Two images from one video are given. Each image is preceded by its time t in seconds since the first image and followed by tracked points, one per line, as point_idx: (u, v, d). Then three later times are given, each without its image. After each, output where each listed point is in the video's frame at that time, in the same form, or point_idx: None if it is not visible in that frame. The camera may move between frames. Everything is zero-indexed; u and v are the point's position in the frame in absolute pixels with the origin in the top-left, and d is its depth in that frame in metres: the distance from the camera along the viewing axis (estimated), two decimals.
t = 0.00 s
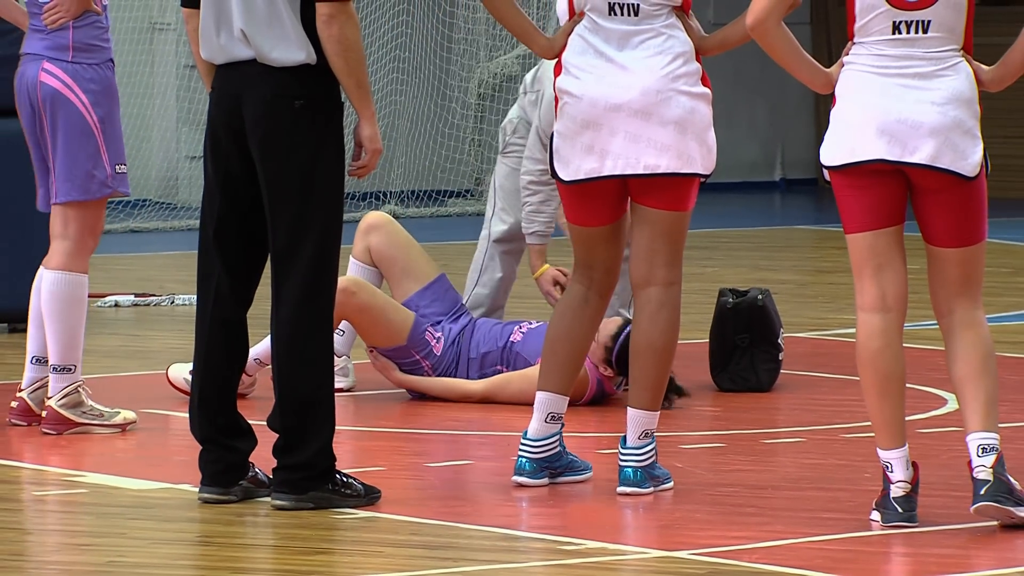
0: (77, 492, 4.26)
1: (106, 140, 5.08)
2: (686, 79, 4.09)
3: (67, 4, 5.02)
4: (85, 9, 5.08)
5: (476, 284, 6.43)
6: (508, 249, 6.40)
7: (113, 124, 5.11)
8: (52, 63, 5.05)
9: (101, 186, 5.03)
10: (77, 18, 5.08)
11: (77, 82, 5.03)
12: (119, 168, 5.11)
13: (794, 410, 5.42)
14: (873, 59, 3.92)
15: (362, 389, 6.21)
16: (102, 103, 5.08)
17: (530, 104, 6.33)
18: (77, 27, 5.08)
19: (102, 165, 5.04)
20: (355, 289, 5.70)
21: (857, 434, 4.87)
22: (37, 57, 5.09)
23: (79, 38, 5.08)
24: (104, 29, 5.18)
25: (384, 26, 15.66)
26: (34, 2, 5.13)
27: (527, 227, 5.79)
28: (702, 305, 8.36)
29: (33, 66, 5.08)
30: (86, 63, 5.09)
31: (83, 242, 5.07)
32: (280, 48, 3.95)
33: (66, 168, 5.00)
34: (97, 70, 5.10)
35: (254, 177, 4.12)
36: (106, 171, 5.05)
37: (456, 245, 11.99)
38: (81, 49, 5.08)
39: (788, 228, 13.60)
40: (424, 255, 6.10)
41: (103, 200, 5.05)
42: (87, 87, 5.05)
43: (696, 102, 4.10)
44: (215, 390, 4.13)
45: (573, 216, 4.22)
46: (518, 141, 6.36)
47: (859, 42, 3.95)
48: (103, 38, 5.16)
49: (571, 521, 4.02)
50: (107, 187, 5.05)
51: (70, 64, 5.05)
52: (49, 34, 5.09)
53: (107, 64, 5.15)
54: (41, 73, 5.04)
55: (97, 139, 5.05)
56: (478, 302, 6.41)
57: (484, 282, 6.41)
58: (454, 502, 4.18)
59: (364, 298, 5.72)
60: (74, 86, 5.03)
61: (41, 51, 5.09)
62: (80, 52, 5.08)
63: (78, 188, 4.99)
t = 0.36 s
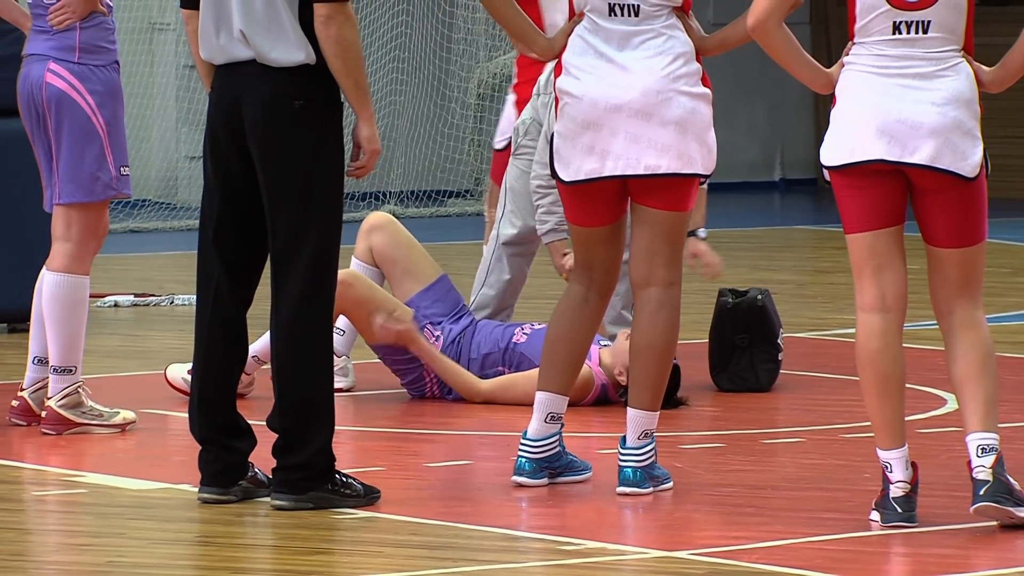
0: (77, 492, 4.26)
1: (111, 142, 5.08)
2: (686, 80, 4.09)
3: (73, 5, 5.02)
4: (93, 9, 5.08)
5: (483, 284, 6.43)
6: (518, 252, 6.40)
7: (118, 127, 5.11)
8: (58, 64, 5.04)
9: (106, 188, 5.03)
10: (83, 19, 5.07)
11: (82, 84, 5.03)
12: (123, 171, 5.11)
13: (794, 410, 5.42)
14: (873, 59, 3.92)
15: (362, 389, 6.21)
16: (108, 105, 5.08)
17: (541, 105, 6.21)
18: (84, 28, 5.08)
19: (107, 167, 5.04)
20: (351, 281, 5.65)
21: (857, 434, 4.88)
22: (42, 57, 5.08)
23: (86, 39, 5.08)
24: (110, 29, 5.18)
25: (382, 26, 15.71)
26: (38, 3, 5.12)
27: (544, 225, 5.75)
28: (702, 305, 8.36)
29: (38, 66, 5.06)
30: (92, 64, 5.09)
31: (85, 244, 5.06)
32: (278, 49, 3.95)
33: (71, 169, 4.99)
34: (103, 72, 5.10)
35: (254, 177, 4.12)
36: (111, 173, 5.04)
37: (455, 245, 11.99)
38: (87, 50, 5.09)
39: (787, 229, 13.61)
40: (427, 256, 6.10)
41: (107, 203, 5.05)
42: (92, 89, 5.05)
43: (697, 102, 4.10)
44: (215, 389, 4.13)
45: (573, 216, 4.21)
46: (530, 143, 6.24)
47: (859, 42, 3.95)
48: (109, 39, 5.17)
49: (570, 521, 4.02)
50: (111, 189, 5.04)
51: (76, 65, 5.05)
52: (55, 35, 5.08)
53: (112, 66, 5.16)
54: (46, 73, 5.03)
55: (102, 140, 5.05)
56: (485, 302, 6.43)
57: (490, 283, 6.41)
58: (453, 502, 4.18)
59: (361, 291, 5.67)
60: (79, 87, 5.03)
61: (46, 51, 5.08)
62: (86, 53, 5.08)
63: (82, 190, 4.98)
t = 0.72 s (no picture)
0: (77, 493, 4.26)
1: (117, 143, 5.08)
2: (687, 80, 4.09)
3: (80, 6, 5.02)
4: (98, 11, 5.08)
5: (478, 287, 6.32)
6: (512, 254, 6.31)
7: (124, 129, 5.11)
8: (65, 65, 5.03)
9: (111, 189, 5.02)
10: (89, 20, 5.08)
11: (89, 85, 5.03)
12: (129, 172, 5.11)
13: (794, 411, 5.42)
14: (874, 59, 3.92)
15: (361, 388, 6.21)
16: (114, 107, 5.08)
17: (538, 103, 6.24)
18: (90, 29, 5.08)
19: (113, 168, 5.03)
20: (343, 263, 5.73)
21: (857, 434, 4.87)
22: (46, 58, 5.07)
23: (91, 40, 5.08)
24: (114, 31, 5.18)
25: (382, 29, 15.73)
26: (42, 4, 5.10)
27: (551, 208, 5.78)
28: (702, 306, 8.35)
29: (43, 66, 5.05)
30: (98, 65, 5.08)
31: (89, 245, 5.05)
32: (277, 50, 3.95)
33: (77, 170, 4.98)
34: (109, 73, 5.09)
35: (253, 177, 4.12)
36: (117, 174, 5.03)
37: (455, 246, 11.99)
38: (93, 52, 5.08)
39: (787, 229, 13.59)
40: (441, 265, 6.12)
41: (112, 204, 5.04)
42: (98, 90, 5.04)
43: (697, 103, 4.10)
44: (215, 389, 4.13)
45: (573, 217, 4.22)
46: (523, 143, 6.27)
47: (860, 43, 3.95)
48: (115, 41, 5.17)
49: (571, 521, 4.02)
50: (116, 191, 5.03)
51: (82, 66, 5.04)
52: (60, 36, 5.07)
53: (117, 67, 5.15)
54: (52, 75, 5.02)
55: (109, 142, 5.05)
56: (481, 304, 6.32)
57: (486, 285, 6.31)
58: (452, 502, 4.18)
59: (356, 265, 5.74)
60: (85, 88, 5.02)
61: (51, 52, 5.07)
62: (92, 54, 5.07)
63: (88, 191, 4.98)
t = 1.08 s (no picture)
0: (78, 493, 4.26)
1: (119, 144, 5.08)
2: (686, 81, 4.09)
3: (83, 7, 5.01)
4: (100, 12, 5.07)
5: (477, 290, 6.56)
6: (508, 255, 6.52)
7: (126, 129, 5.11)
8: (68, 67, 5.02)
9: (115, 190, 5.02)
10: (92, 21, 5.07)
11: (91, 85, 5.02)
12: (130, 173, 5.10)
13: (795, 411, 5.42)
14: (875, 60, 3.92)
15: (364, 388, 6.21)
16: (117, 108, 5.07)
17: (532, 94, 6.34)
18: (93, 30, 5.08)
19: (115, 169, 5.02)
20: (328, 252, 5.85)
21: (857, 435, 4.87)
22: (48, 59, 5.06)
23: (94, 41, 5.08)
24: (117, 31, 5.17)
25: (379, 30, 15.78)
26: (44, 5, 5.08)
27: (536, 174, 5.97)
28: (702, 306, 8.34)
29: (45, 67, 5.04)
30: (100, 66, 5.07)
31: (90, 245, 5.04)
32: (261, 50, 3.94)
33: (79, 172, 4.98)
34: (111, 75, 5.08)
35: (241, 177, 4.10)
36: (120, 175, 5.03)
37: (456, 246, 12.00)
38: (95, 53, 5.07)
39: (788, 229, 13.59)
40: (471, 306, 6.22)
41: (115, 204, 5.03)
42: (100, 91, 5.03)
43: (697, 103, 4.10)
44: (212, 391, 4.13)
45: (573, 218, 4.21)
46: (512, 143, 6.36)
47: (861, 43, 3.95)
48: (117, 41, 5.15)
49: (571, 522, 4.02)
50: (120, 191, 5.03)
51: (85, 67, 5.04)
52: (63, 36, 5.06)
53: (120, 68, 5.14)
54: (54, 76, 5.01)
55: (111, 143, 5.04)
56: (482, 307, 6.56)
57: (484, 289, 6.54)
58: (452, 503, 4.18)
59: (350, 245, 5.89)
60: (88, 90, 5.01)
61: (52, 53, 5.06)
62: (94, 56, 5.07)
63: (90, 191, 4.98)
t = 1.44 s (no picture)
0: (75, 494, 4.26)
1: (120, 145, 5.08)
2: (684, 81, 4.09)
3: (85, 7, 4.98)
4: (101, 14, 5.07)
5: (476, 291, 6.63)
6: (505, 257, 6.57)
7: (127, 131, 5.12)
8: (69, 67, 5.02)
9: (117, 190, 5.00)
10: (93, 22, 5.06)
11: (91, 85, 5.02)
12: (132, 175, 5.09)
13: (793, 411, 5.42)
14: (874, 61, 3.92)
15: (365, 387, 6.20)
16: (117, 108, 5.08)
17: (524, 99, 6.46)
18: (95, 31, 5.08)
19: (117, 170, 5.01)
20: (328, 264, 6.10)
21: (855, 436, 4.87)
22: (49, 61, 5.05)
23: (95, 42, 5.08)
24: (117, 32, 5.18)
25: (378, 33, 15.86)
26: (45, 5, 5.07)
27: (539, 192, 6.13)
28: (700, 307, 8.34)
29: (46, 68, 5.04)
30: (101, 68, 5.08)
31: (91, 246, 5.00)
32: (199, 48, 3.89)
33: (81, 173, 4.95)
34: (112, 76, 5.09)
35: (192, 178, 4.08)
36: (121, 175, 5.02)
37: (453, 247, 12.00)
38: (97, 54, 5.08)
39: (786, 229, 13.58)
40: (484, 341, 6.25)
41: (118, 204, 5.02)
42: (101, 92, 5.04)
43: (696, 104, 4.10)
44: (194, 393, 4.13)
45: (572, 218, 4.21)
46: (503, 144, 6.45)
47: (860, 43, 3.95)
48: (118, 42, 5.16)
49: (569, 522, 4.02)
50: (122, 192, 5.02)
51: (87, 68, 5.04)
52: (64, 37, 5.06)
53: (121, 69, 5.15)
54: (56, 76, 5.00)
55: (112, 145, 5.04)
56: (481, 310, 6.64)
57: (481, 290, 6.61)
58: (450, 503, 4.18)
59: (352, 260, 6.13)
60: (90, 90, 5.01)
61: (54, 54, 5.05)
62: (96, 56, 5.07)
63: (93, 193, 4.95)
